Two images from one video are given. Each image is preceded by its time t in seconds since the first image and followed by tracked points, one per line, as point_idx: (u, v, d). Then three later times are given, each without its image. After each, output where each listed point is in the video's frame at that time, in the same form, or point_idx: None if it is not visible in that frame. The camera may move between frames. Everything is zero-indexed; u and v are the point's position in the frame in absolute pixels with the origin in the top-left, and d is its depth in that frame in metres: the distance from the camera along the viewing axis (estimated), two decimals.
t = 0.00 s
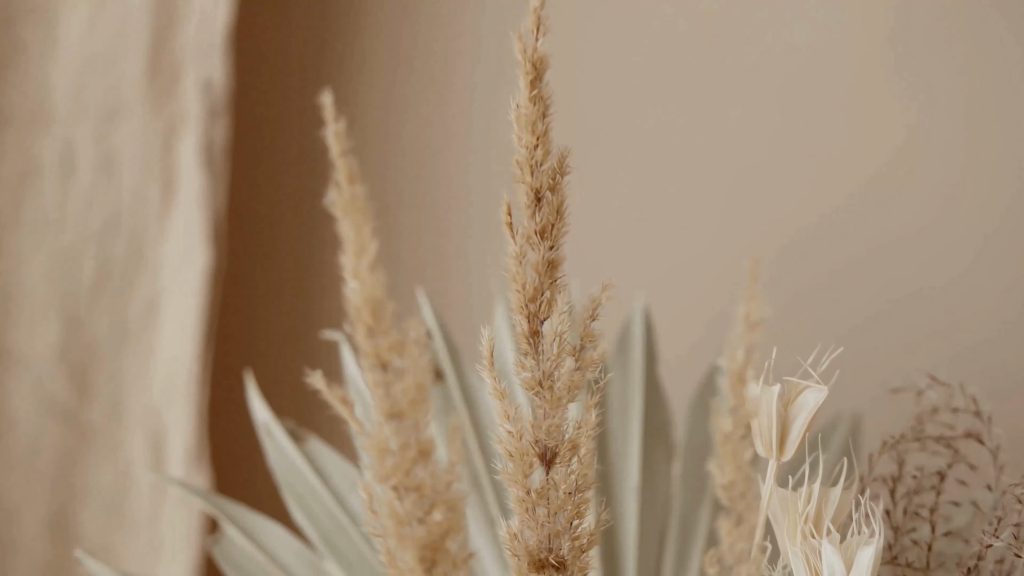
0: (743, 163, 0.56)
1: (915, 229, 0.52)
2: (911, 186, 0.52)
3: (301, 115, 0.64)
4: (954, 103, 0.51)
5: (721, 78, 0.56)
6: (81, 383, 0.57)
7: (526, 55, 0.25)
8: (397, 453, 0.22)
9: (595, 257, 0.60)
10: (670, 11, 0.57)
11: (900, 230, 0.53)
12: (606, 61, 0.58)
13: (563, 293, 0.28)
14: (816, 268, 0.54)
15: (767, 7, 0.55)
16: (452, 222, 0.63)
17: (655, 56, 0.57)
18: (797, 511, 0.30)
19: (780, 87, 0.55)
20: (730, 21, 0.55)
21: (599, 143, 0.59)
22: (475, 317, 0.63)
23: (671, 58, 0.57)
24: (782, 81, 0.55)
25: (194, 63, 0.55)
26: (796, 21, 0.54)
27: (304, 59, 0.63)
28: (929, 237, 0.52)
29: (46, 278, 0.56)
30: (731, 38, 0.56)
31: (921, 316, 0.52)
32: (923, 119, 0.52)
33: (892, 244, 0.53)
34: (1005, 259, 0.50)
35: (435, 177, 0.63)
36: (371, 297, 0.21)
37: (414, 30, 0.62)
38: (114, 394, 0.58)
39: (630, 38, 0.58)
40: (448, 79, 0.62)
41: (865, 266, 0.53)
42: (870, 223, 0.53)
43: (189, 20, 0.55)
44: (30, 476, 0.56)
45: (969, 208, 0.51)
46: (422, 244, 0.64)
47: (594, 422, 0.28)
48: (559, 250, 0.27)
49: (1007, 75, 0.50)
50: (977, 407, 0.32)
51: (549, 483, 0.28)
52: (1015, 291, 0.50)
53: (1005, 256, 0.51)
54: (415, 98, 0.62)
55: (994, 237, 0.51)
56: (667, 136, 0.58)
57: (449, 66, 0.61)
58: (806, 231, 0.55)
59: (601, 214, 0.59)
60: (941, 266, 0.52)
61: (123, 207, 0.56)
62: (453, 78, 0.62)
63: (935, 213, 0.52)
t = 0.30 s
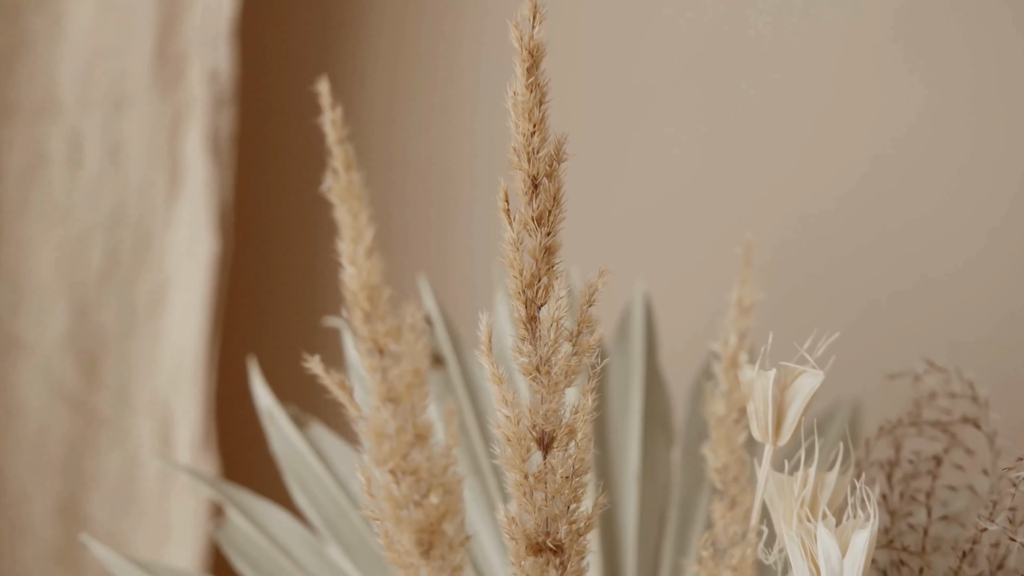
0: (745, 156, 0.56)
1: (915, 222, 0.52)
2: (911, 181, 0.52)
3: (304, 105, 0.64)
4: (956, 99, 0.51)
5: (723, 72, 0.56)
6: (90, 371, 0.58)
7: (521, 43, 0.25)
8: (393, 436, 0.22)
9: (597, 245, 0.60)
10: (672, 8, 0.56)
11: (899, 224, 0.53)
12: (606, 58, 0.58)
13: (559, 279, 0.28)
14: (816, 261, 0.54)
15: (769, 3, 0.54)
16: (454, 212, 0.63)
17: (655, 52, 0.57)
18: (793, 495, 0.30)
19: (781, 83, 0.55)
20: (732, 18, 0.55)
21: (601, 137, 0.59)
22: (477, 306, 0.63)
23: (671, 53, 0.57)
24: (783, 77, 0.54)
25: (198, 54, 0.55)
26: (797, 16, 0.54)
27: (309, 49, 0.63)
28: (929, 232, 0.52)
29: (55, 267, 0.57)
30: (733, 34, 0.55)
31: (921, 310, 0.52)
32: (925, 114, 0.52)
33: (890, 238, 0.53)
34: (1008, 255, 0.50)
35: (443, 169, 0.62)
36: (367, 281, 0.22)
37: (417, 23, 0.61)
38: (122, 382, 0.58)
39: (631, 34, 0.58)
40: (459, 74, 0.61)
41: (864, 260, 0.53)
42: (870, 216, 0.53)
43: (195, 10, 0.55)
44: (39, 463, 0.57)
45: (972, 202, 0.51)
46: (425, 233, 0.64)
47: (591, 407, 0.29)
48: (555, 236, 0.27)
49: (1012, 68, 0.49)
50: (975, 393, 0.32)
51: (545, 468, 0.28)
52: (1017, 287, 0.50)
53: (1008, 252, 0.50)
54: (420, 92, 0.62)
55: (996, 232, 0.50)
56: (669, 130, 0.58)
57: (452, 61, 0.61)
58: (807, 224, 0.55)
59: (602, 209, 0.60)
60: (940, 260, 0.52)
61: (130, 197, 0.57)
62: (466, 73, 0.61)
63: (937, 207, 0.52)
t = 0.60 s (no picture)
0: (744, 154, 0.56)
1: (916, 220, 0.52)
2: (910, 182, 0.52)
3: (309, 93, 0.64)
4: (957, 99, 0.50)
5: (723, 73, 0.56)
6: (98, 356, 0.58)
7: (517, 28, 0.25)
8: (389, 417, 0.23)
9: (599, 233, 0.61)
10: (672, 7, 0.56)
11: (895, 227, 0.52)
12: (605, 59, 0.58)
13: (556, 262, 0.28)
14: (818, 252, 0.54)
15: (770, 2, 0.53)
16: (456, 208, 0.63)
17: (655, 52, 0.57)
18: (790, 477, 0.30)
19: (780, 83, 0.54)
20: (732, 17, 0.55)
21: (601, 137, 0.59)
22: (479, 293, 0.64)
23: (670, 55, 0.57)
24: (783, 78, 0.54)
25: (205, 45, 0.55)
26: (797, 16, 0.53)
27: (313, 38, 0.63)
28: (930, 231, 0.51)
29: (64, 252, 0.57)
30: (733, 34, 0.55)
31: (920, 309, 0.52)
32: (924, 114, 0.51)
33: (890, 241, 0.52)
34: (1007, 256, 0.49)
35: (447, 160, 0.63)
36: (364, 265, 0.22)
37: (420, 14, 0.61)
38: (130, 367, 0.59)
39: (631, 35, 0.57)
40: (463, 64, 0.61)
41: (865, 257, 0.53)
42: (870, 214, 0.53)
43: None
44: (48, 446, 0.58)
45: (971, 204, 0.50)
46: (429, 221, 0.64)
47: (588, 390, 0.29)
48: (552, 220, 0.27)
49: (1014, 68, 0.48)
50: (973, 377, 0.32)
51: (542, 449, 0.28)
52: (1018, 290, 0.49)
53: (1006, 256, 0.50)
54: (423, 85, 0.62)
55: (993, 232, 0.50)
56: (669, 129, 0.58)
57: (455, 52, 0.61)
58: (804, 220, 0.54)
59: (602, 209, 0.60)
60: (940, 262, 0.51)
61: (137, 183, 0.57)
62: (470, 64, 0.61)
63: (938, 205, 0.51)
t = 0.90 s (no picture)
0: (744, 154, 0.56)
1: (916, 218, 0.51)
2: (911, 181, 0.51)
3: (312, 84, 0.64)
4: (957, 99, 0.50)
5: (724, 74, 0.55)
6: (105, 342, 0.59)
7: (515, 16, 0.25)
8: (386, 400, 0.23)
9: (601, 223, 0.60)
10: (672, 7, 0.56)
11: (894, 225, 0.52)
12: (606, 59, 0.58)
13: (552, 247, 0.28)
14: (819, 245, 0.54)
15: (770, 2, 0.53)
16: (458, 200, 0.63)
17: (656, 51, 0.57)
18: (785, 460, 0.31)
19: (780, 83, 0.54)
20: (732, 17, 0.54)
21: (602, 132, 0.59)
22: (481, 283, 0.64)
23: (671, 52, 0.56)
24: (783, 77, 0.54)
25: (209, 29, 0.55)
26: (796, 16, 0.53)
27: (316, 28, 0.63)
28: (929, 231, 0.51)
29: (71, 239, 0.58)
30: (733, 34, 0.55)
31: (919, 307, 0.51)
32: (924, 114, 0.51)
33: (889, 241, 0.52)
34: (1004, 254, 0.49)
35: (449, 151, 0.63)
36: (362, 249, 0.22)
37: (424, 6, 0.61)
38: (137, 353, 0.60)
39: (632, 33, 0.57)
40: (467, 57, 0.61)
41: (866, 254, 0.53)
42: (868, 211, 0.52)
43: None
44: (56, 432, 0.59)
45: (971, 202, 0.50)
46: (431, 211, 0.64)
47: (585, 372, 0.29)
48: (549, 205, 0.27)
49: (1015, 67, 0.48)
50: (969, 361, 0.32)
51: (539, 433, 0.28)
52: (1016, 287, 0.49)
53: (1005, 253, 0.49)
54: (426, 76, 0.62)
55: (993, 230, 0.49)
56: (669, 129, 0.57)
57: (458, 44, 0.61)
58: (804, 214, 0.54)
59: (602, 209, 0.60)
60: (939, 260, 0.51)
61: (142, 172, 0.58)
62: (473, 57, 0.61)
63: (939, 202, 0.51)
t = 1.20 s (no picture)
0: (744, 146, 0.54)
1: (915, 211, 0.50)
2: (914, 171, 0.49)
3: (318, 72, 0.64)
4: (962, 89, 0.48)
5: (723, 66, 0.54)
6: (115, 329, 0.60)
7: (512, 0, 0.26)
8: (383, 379, 0.23)
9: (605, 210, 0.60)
10: None
11: (892, 218, 0.50)
12: (609, 43, 0.57)
13: (549, 230, 0.29)
14: (818, 232, 0.52)
15: None
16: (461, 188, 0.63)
17: (657, 44, 0.55)
18: (781, 440, 0.31)
19: (781, 76, 0.52)
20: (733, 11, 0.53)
21: (603, 123, 0.58)
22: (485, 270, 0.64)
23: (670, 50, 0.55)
24: (784, 69, 0.52)
25: (216, 17, 0.55)
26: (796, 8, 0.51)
27: (322, 17, 0.63)
28: (932, 223, 0.49)
29: (82, 226, 0.58)
30: (734, 27, 0.53)
31: (915, 301, 0.50)
32: (925, 106, 0.49)
33: (891, 232, 0.50)
34: (1000, 250, 0.47)
35: (454, 137, 0.62)
36: (359, 231, 0.22)
37: None
38: (146, 339, 0.60)
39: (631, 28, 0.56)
40: (471, 44, 0.60)
41: (866, 247, 0.51)
42: (865, 202, 0.51)
43: None
44: (68, 416, 0.60)
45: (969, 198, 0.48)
46: (435, 198, 0.64)
47: (581, 353, 0.29)
48: (544, 187, 0.27)
49: None
50: (965, 341, 0.32)
51: (536, 413, 0.29)
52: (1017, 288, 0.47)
53: (1003, 248, 0.47)
54: (431, 64, 0.62)
55: (998, 221, 0.47)
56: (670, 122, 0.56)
57: (462, 32, 0.61)
58: (802, 206, 0.53)
59: (604, 200, 0.59)
60: (936, 255, 0.49)
61: (151, 159, 0.58)
62: (477, 45, 0.60)
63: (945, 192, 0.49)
